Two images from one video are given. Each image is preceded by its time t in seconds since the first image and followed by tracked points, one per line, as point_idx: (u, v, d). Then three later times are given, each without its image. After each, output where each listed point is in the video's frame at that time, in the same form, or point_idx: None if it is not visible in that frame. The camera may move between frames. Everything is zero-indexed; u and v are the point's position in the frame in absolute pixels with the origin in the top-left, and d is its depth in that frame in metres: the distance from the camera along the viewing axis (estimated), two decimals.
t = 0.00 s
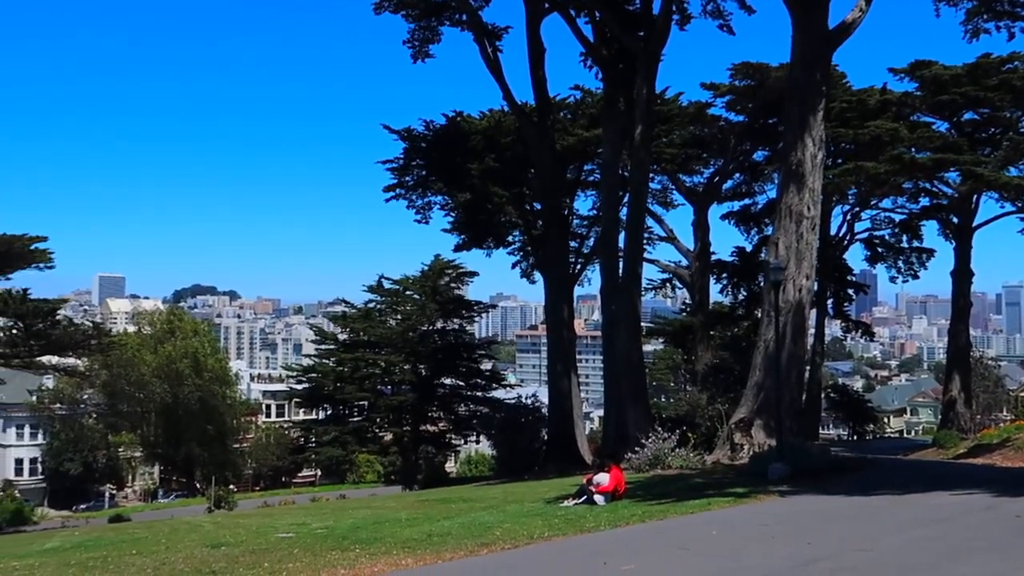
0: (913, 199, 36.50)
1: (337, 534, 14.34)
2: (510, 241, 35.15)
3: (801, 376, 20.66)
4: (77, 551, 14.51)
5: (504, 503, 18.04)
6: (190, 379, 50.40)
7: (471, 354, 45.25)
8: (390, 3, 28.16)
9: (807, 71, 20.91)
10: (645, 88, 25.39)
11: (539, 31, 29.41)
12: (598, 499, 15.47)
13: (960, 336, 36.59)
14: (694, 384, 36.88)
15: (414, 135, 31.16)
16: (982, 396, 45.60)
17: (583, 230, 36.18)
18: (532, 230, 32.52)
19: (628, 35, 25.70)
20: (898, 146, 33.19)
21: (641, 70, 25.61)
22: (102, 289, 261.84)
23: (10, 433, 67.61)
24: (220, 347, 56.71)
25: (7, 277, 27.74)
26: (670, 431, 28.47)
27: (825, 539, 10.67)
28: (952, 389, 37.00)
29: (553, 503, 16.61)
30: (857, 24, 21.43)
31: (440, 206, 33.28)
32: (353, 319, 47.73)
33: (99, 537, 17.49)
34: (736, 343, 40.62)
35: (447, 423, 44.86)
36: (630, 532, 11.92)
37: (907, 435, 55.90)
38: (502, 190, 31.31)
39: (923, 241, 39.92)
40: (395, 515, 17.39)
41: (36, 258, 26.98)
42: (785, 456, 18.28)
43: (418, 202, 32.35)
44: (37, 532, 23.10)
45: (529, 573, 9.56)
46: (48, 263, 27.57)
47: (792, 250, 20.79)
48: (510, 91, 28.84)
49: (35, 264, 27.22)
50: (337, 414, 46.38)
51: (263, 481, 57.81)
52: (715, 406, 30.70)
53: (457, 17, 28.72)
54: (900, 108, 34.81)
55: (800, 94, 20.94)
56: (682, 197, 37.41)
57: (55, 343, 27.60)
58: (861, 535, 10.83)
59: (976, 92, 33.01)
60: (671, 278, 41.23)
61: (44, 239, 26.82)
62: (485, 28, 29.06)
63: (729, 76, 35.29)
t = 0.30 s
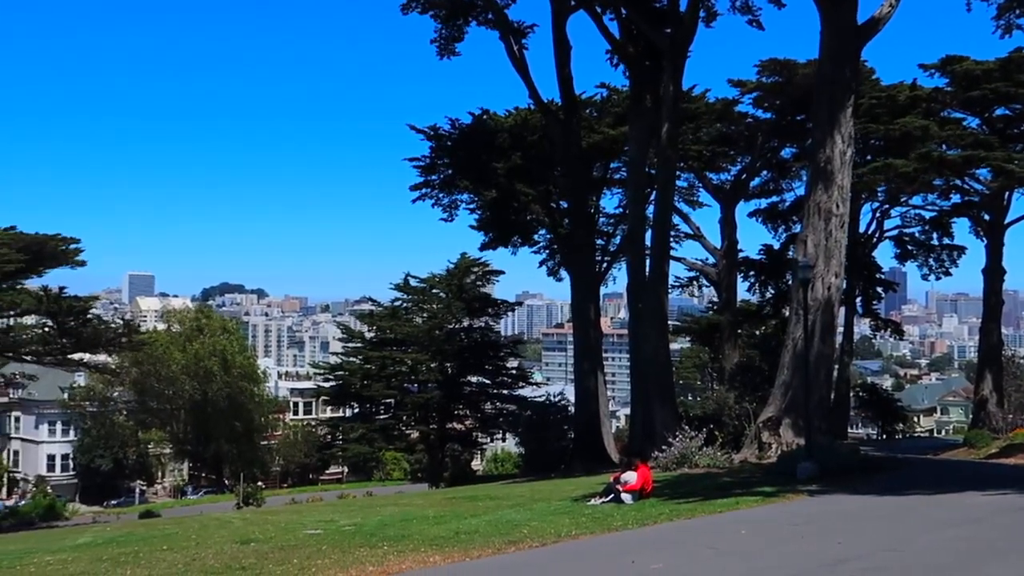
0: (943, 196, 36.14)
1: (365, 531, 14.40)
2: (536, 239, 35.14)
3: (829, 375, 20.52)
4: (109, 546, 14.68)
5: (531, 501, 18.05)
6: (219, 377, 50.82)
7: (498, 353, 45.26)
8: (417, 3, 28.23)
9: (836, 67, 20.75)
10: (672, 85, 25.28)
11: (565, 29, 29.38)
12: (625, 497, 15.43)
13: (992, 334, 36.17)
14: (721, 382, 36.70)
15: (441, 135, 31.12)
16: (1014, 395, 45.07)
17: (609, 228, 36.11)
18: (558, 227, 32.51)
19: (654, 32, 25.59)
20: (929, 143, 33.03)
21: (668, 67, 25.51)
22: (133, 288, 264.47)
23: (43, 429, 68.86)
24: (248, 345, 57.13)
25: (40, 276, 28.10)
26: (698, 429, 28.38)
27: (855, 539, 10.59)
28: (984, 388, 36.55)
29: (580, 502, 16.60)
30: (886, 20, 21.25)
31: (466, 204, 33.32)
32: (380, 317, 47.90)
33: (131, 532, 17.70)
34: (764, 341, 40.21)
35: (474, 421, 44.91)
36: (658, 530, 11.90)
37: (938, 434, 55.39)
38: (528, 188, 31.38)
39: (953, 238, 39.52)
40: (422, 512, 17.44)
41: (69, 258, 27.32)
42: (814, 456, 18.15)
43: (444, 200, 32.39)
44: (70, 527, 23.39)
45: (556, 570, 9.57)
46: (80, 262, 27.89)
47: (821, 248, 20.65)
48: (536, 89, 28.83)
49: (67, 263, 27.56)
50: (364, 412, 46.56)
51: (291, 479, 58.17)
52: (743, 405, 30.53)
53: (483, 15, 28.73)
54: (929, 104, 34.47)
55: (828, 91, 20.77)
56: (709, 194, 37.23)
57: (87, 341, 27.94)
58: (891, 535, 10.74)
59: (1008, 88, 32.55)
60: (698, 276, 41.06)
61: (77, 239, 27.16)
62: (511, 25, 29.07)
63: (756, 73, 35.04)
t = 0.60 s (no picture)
0: (975, 193, 35.75)
1: (393, 529, 14.46)
2: (563, 238, 35.10)
3: (860, 373, 20.33)
4: (141, 543, 14.80)
5: (559, 500, 18.03)
6: (248, 375, 51.22)
7: (524, 352, 45.22)
8: (444, 2, 28.27)
9: (866, 63, 20.56)
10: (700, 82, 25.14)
11: (593, 27, 29.32)
12: (654, 496, 15.36)
13: None
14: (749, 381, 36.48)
15: (467, 134, 31.02)
16: None
17: (636, 227, 36.00)
18: (585, 226, 32.49)
19: (681, 29, 25.44)
20: (961, 140, 32.60)
21: (696, 65, 25.36)
22: (162, 287, 266.92)
23: (76, 427, 70.01)
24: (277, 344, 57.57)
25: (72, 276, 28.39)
26: (726, 428, 28.26)
27: (887, 539, 10.51)
28: (1017, 388, 36.09)
29: (608, 501, 16.56)
30: (917, 15, 21.05)
31: (493, 203, 33.32)
32: (408, 316, 48.06)
33: (162, 529, 17.84)
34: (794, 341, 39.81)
35: (501, 420, 44.89)
36: (689, 530, 11.86)
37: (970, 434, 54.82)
38: (556, 186, 31.48)
39: (985, 236, 39.09)
40: (451, 511, 17.47)
41: (101, 258, 27.58)
42: (845, 455, 17.98)
43: (471, 199, 32.38)
44: (102, 525, 23.61)
45: (586, 570, 9.55)
46: (112, 262, 28.16)
47: (851, 246, 20.48)
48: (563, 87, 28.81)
49: (99, 263, 27.82)
50: (391, 410, 46.73)
51: (319, 476, 58.50)
52: (772, 404, 30.33)
53: (510, 14, 28.72)
54: (961, 100, 33.90)
55: (858, 88, 20.59)
56: (737, 192, 37.03)
57: (118, 340, 28.20)
58: (925, 535, 10.64)
59: None
60: (726, 274, 40.85)
61: (108, 239, 27.42)
62: (538, 24, 29.04)
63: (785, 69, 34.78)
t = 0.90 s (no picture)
0: (1009, 189, 35.28)
1: (423, 527, 14.48)
2: (591, 236, 35.07)
3: (891, 372, 20.12)
4: (173, 540, 14.94)
5: (588, 498, 17.99)
6: (278, 374, 51.56)
7: (553, 350, 45.18)
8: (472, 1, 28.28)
9: (898, 58, 20.35)
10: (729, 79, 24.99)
11: (621, 24, 29.22)
12: (683, 496, 15.28)
13: None
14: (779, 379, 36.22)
15: (496, 132, 31.02)
16: None
17: (665, 224, 35.88)
18: (613, 224, 32.42)
19: (710, 26, 25.29)
20: (994, 135, 32.82)
21: (724, 61, 25.19)
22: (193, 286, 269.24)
23: (109, 424, 70.89)
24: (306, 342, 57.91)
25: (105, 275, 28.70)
26: (756, 427, 28.11)
27: (921, 539, 10.39)
28: None
29: (638, 499, 16.49)
30: (949, 10, 20.78)
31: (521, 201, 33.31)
32: (436, 315, 48.16)
33: (194, 526, 18.00)
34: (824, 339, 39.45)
35: (529, 419, 44.86)
36: (719, 529, 11.80)
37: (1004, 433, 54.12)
38: (584, 183, 31.35)
39: (1019, 233, 38.56)
40: (480, 509, 17.46)
41: (133, 258, 27.84)
42: (876, 455, 17.79)
43: (499, 197, 32.40)
44: (135, 521, 23.84)
45: (616, 569, 9.52)
46: (144, 262, 28.40)
47: (882, 243, 20.29)
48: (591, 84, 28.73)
49: (131, 262, 28.09)
50: (420, 408, 46.90)
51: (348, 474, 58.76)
52: (803, 402, 30.11)
53: (538, 12, 28.69)
54: (996, 95, 33.86)
55: (889, 84, 20.39)
56: (766, 189, 36.81)
57: (151, 338, 28.46)
58: (958, 536, 10.52)
59: None
60: (755, 272, 40.59)
61: (140, 238, 27.65)
62: (565, 22, 29.00)
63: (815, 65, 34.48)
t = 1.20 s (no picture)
0: None
1: (453, 525, 14.51)
2: (621, 234, 34.99)
3: (925, 371, 19.87)
4: (207, 536, 15.09)
5: (618, 498, 17.92)
6: (309, 372, 51.88)
7: (583, 349, 45.16)
8: None
9: (932, 53, 20.12)
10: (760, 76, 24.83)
11: (651, 22, 29.10)
12: (714, 496, 15.18)
13: None
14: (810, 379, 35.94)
15: (525, 131, 30.98)
16: None
17: (695, 223, 35.71)
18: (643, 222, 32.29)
19: (741, 23, 25.13)
20: None
21: (755, 59, 25.03)
22: (226, 286, 271.55)
23: (143, 422, 71.40)
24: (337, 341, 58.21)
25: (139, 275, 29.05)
26: (787, 427, 27.91)
27: (956, 540, 10.27)
28: None
29: (668, 499, 16.41)
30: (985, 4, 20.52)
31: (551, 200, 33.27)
32: (465, 314, 48.22)
33: (227, 523, 18.19)
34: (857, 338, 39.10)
35: (558, 417, 44.77)
36: (750, 529, 11.73)
37: None
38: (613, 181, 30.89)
39: None
40: (510, 508, 17.45)
41: (165, 257, 28.13)
42: (910, 455, 17.60)
43: (529, 197, 32.39)
44: (168, 518, 24.08)
45: (648, 569, 9.48)
46: (176, 261, 28.67)
47: (916, 241, 20.09)
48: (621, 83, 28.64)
49: (164, 261, 28.39)
50: (450, 407, 46.97)
51: (378, 473, 59.05)
52: (835, 402, 29.84)
53: (567, 10, 28.64)
54: None
55: (923, 81, 20.17)
56: (798, 187, 36.56)
57: (183, 336, 28.74)
58: (995, 537, 10.38)
59: None
60: (786, 271, 40.27)
61: (172, 237, 27.94)
62: (595, 20, 28.94)
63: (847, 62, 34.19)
